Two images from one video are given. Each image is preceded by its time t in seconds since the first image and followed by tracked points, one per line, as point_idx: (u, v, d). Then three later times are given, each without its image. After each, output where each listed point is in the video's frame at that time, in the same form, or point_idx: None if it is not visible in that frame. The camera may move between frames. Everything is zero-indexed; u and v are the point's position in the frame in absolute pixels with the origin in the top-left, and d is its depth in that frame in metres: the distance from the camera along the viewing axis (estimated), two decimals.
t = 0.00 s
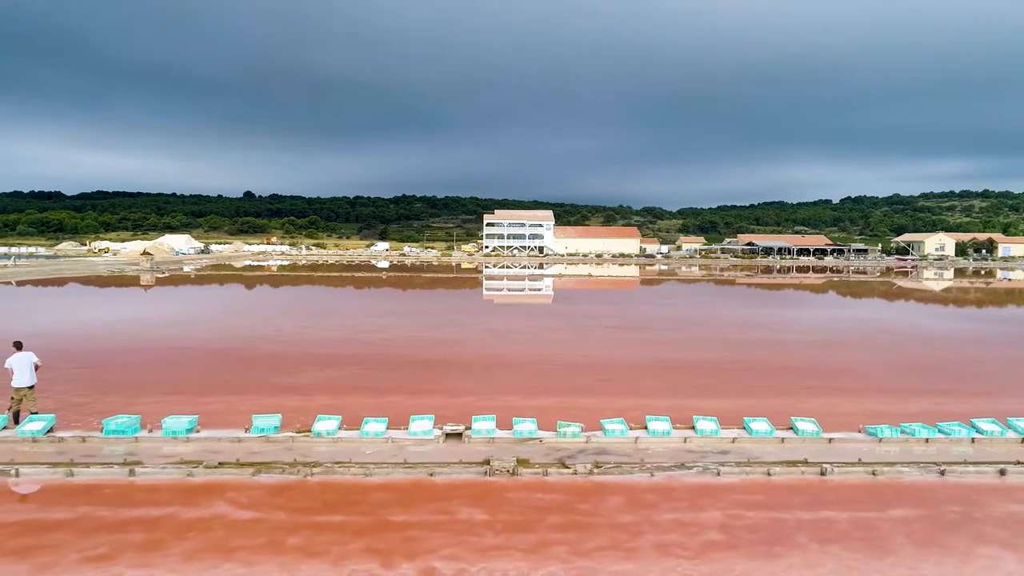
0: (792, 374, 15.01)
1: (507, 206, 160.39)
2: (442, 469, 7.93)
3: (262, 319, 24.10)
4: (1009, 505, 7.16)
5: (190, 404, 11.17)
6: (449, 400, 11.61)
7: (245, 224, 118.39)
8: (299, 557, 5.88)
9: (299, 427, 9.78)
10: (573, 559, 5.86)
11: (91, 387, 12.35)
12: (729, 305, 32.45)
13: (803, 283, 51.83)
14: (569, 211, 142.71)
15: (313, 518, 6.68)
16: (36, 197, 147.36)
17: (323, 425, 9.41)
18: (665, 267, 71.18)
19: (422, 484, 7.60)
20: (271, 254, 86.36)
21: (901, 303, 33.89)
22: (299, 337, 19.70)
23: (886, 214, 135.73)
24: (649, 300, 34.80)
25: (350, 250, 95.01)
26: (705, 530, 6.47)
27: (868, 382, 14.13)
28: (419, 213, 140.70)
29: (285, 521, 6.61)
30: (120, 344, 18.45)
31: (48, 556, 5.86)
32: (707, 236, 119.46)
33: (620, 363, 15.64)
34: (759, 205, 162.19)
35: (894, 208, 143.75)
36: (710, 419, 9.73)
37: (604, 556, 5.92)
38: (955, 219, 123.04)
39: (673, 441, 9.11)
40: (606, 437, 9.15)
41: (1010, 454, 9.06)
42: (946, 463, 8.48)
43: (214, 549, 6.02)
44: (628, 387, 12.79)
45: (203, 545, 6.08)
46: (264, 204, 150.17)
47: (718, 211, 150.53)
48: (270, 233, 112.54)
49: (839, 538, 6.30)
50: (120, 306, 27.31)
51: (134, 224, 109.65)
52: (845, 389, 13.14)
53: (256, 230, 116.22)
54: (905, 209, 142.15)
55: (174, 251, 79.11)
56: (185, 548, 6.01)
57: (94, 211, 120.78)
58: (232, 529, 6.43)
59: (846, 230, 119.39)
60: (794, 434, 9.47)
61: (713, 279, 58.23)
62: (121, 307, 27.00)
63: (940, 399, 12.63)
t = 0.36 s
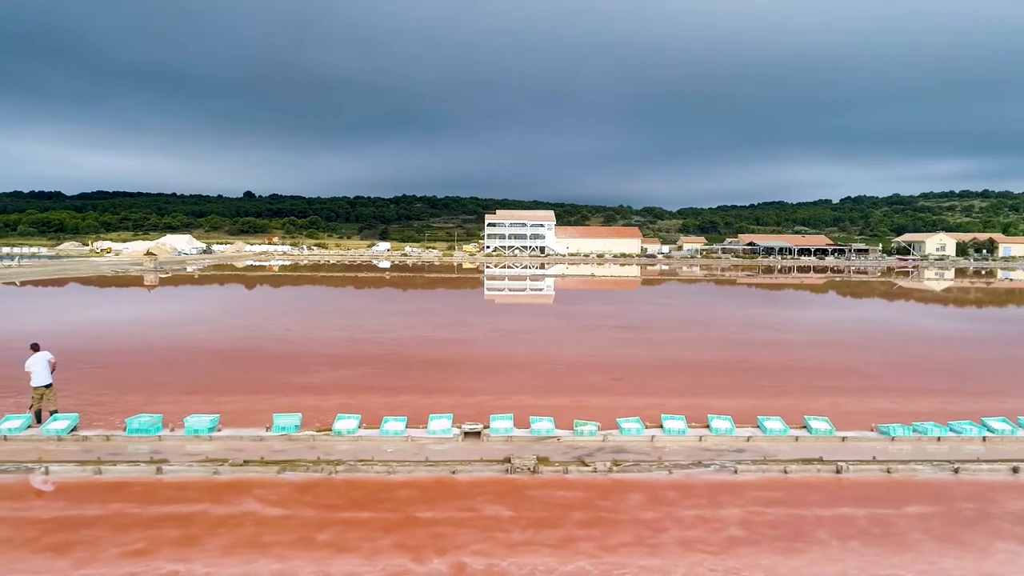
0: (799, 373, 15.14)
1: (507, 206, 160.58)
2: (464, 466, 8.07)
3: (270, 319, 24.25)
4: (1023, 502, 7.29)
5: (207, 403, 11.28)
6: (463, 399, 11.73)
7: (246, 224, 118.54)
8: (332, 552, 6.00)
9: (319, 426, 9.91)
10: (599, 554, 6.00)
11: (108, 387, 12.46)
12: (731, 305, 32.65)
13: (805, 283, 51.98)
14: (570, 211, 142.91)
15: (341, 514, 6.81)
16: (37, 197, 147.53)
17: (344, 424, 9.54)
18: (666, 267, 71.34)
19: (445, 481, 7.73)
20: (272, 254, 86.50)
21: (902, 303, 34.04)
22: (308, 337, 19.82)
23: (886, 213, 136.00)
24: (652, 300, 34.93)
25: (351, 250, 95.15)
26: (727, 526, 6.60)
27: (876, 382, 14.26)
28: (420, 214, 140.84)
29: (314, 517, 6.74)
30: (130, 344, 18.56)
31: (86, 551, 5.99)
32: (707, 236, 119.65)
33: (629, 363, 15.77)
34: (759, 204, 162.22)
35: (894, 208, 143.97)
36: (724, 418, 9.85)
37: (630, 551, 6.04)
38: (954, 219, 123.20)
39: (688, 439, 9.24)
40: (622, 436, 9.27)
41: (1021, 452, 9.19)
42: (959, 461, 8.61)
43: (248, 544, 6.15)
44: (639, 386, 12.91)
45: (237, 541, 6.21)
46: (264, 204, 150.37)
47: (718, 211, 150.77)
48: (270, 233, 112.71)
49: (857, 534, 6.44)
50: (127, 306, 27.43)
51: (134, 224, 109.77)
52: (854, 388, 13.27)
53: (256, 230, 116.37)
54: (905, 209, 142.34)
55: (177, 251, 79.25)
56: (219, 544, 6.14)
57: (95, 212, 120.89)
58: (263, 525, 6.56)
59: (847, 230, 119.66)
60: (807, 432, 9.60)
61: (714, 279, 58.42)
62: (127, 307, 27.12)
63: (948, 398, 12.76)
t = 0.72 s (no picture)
0: (808, 372, 15.29)
1: (508, 206, 160.77)
2: (486, 464, 8.19)
3: (278, 319, 24.36)
4: None
5: (226, 402, 11.42)
6: (479, 398, 11.87)
7: (247, 224, 118.66)
8: (364, 547, 6.14)
9: (339, 424, 10.03)
10: (625, 549, 6.13)
11: (125, 386, 12.59)
12: (734, 305, 32.79)
13: (807, 283, 52.11)
14: (570, 211, 143.07)
15: (369, 510, 6.95)
16: (37, 197, 147.51)
17: (363, 423, 9.67)
18: (667, 267, 71.53)
19: (468, 478, 7.87)
20: (274, 254, 86.51)
21: (904, 303, 34.20)
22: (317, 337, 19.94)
23: (886, 213, 136.30)
24: (657, 300, 35.01)
25: (352, 250, 95.30)
26: (748, 522, 6.74)
27: (884, 381, 14.42)
28: (420, 214, 141.00)
29: (343, 513, 6.88)
30: (140, 344, 18.69)
31: (123, 545, 6.12)
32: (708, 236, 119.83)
33: (639, 362, 15.89)
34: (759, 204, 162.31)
35: (894, 208, 144.24)
36: (738, 416, 9.97)
37: (655, 546, 6.18)
38: (955, 219, 123.37)
39: (704, 437, 9.36)
40: (638, 434, 9.40)
41: None
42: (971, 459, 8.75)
43: (280, 539, 6.29)
44: (651, 386, 13.05)
45: (269, 536, 6.35)
46: (264, 204, 150.56)
47: (719, 211, 151.00)
48: (271, 233, 112.83)
49: (876, 529, 6.58)
50: (133, 306, 27.55)
51: (135, 224, 109.85)
52: (863, 388, 13.41)
53: (257, 230, 116.50)
54: (904, 209, 142.60)
55: (179, 251, 79.33)
56: (252, 539, 6.27)
57: (96, 212, 120.90)
58: (293, 521, 6.69)
59: (847, 230, 119.92)
60: (821, 430, 9.72)
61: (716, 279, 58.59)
62: (133, 307, 27.24)
63: (956, 397, 12.92)
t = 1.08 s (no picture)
0: (816, 371, 15.45)
1: (508, 206, 160.92)
2: (507, 461, 8.35)
3: (287, 319, 24.48)
4: None
5: (245, 401, 11.56)
6: (494, 397, 12.03)
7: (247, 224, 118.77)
8: (395, 541, 6.29)
9: (360, 422, 10.16)
10: (651, 543, 6.27)
11: (143, 384, 12.72)
12: (737, 305, 32.94)
13: (809, 283, 52.25)
14: (571, 211, 143.24)
15: (397, 505, 7.09)
16: (37, 196, 147.57)
17: (384, 421, 9.78)
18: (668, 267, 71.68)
19: (491, 475, 8.03)
20: (276, 254, 86.61)
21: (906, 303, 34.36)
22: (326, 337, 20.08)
23: (886, 213, 136.54)
24: (660, 300, 35.06)
25: (353, 249, 95.37)
26: (769, 518, 6.88)
27: (892, 380, 14.58)
28: (421, 214, 141.15)
29: (372, 508, 7.03)
30: (151, 344, 18.82)
31: (161, 539, 6.25)
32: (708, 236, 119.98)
33: (648, 362, 16.04)
34: (759, 204, 162.43)
35: (894, 208, 144.47)
36: (752, 415, 10.11)
37: (680, 540, 6.33)
38: (954, 219, 123.60)
39: (719, 436, 9.42)
40: (655, 432, 9.48)
41: None
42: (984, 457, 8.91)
43: (313, 534, 6.43)
44: (662, 385, 13.20)
45: (302, 531, 6.50)
46: (265, 203, 150.66)
47: (719, 210, 151.21)
48: (271, 233, 112.91)
49: (896, 525, 6.72)
50: (139, 306, 27.66)
51: (135, 224, 109.91)
52: (872, 387, 13.56)
53: (257, 230, 116.57)
54: (904, 209, 142.80)
55: (181, 251, 79.51)
56: (286, 535, 6.41)
57: (96, 212, 120.93)
58: (324, 516, 6.84)
59: (847, 229, 120.15)
60: (834, 428, 9.85)
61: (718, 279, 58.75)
62: (139, 307, 27.36)
63: (964, 396, 13.09)
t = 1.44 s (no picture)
0: (825, 371, 15.62)
1: (508, 206, 161.15)
2: (530, 458, 8.54)
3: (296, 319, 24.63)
4: None
5: (266, 400, 11.73)
6: (510, 395, 12.21)
7: (248, 224, 118.91)
8: (427, 535, 6.45)
9: (381, 420, 10.32)
10: (677, 537, 6.43)
11: (162, 383, 12.87)
12: (740, 305, 33.14)
13: (810, 283, 52.44)
14: (572, 211, 143.43)
15: (426, 501, 7.25)
16: (37, 197, 147.68)
17: (405, 419, 9.94)
18: (670, 267, 71.90)
19: (514, 472, 8.21)
20: (278, 254, 86.78)
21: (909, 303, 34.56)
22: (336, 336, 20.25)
23: (886, 214, 136.84)
24: (664, 300, 35.19)
25: (355, 250, 95.52)
26: (789, 513, 7.04)
27: (901, 379, 14.76)
28: (421, 214, 141.32)
29: (400, 504, 7.18)
30: (163, 343, 19.00)
31: (199, 534, 6.42)
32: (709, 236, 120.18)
33: (658, 361, 16.22)
34: (759, 204, 162.57)
35: (894, 208, 144.71)
36: (767, 413, 10.26)
37: (705, 535, 6.49)
38: (954, 219, 123.78)
39: (735, 433, 9.49)
40: (672, 429, 9.60)
41: None
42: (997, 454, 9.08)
43: (347, 529, 6.59)
44: (675, 384, 13.38)
45: (336, 526, 6.66)
46: (265, 203, 150.85)
47: (719, 210, 151.47)
48: (272, 233, 113.08)
49: (914, 520, 6.89)
50: (147, 306, 27.83)
51: (136, 224, 109.99)
52: (882, 386, 13.73)
53: (258, 229, 116.70)
54: (904, 209, 143.04)
55: (183, 251, 79.67)
56: (319, 529, 6.56)
57: (98, 212, 121.02)
58: (355, 511, 7.01)
59: (847, 229, 120.39)
60: (848, 425, 9.99)
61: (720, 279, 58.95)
62: (147, 307, 27.53)
63: (972, 395, 13.27)
